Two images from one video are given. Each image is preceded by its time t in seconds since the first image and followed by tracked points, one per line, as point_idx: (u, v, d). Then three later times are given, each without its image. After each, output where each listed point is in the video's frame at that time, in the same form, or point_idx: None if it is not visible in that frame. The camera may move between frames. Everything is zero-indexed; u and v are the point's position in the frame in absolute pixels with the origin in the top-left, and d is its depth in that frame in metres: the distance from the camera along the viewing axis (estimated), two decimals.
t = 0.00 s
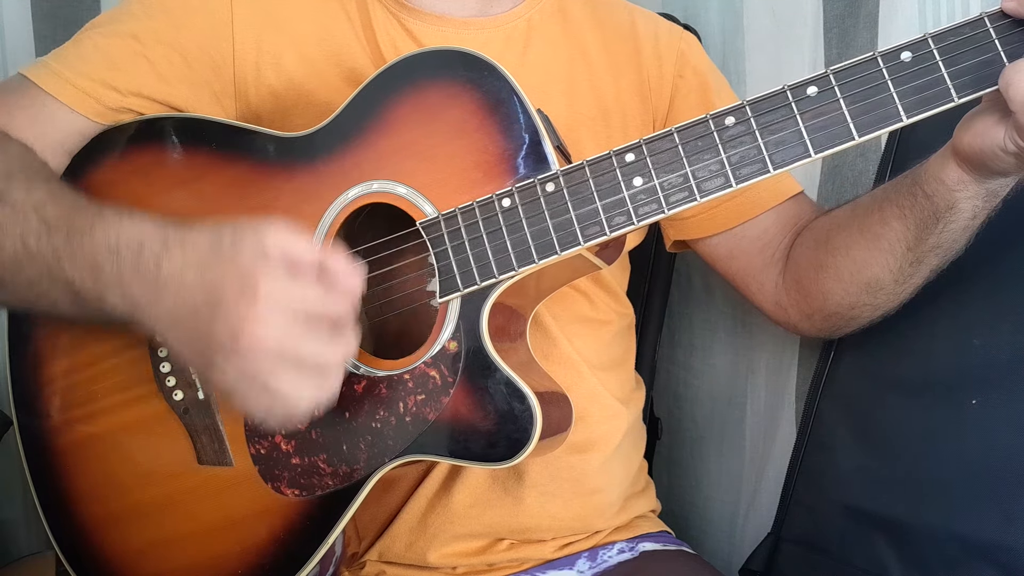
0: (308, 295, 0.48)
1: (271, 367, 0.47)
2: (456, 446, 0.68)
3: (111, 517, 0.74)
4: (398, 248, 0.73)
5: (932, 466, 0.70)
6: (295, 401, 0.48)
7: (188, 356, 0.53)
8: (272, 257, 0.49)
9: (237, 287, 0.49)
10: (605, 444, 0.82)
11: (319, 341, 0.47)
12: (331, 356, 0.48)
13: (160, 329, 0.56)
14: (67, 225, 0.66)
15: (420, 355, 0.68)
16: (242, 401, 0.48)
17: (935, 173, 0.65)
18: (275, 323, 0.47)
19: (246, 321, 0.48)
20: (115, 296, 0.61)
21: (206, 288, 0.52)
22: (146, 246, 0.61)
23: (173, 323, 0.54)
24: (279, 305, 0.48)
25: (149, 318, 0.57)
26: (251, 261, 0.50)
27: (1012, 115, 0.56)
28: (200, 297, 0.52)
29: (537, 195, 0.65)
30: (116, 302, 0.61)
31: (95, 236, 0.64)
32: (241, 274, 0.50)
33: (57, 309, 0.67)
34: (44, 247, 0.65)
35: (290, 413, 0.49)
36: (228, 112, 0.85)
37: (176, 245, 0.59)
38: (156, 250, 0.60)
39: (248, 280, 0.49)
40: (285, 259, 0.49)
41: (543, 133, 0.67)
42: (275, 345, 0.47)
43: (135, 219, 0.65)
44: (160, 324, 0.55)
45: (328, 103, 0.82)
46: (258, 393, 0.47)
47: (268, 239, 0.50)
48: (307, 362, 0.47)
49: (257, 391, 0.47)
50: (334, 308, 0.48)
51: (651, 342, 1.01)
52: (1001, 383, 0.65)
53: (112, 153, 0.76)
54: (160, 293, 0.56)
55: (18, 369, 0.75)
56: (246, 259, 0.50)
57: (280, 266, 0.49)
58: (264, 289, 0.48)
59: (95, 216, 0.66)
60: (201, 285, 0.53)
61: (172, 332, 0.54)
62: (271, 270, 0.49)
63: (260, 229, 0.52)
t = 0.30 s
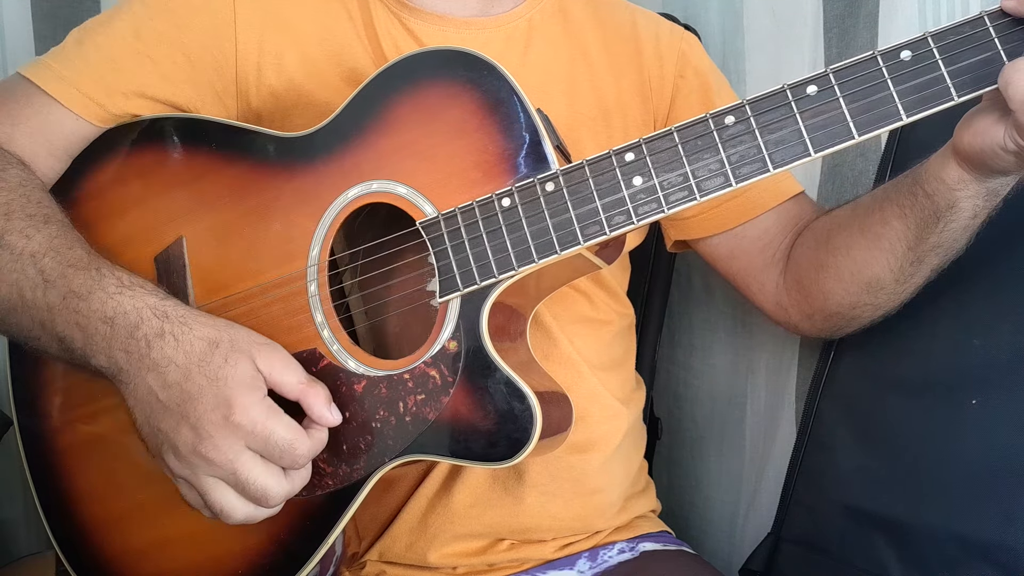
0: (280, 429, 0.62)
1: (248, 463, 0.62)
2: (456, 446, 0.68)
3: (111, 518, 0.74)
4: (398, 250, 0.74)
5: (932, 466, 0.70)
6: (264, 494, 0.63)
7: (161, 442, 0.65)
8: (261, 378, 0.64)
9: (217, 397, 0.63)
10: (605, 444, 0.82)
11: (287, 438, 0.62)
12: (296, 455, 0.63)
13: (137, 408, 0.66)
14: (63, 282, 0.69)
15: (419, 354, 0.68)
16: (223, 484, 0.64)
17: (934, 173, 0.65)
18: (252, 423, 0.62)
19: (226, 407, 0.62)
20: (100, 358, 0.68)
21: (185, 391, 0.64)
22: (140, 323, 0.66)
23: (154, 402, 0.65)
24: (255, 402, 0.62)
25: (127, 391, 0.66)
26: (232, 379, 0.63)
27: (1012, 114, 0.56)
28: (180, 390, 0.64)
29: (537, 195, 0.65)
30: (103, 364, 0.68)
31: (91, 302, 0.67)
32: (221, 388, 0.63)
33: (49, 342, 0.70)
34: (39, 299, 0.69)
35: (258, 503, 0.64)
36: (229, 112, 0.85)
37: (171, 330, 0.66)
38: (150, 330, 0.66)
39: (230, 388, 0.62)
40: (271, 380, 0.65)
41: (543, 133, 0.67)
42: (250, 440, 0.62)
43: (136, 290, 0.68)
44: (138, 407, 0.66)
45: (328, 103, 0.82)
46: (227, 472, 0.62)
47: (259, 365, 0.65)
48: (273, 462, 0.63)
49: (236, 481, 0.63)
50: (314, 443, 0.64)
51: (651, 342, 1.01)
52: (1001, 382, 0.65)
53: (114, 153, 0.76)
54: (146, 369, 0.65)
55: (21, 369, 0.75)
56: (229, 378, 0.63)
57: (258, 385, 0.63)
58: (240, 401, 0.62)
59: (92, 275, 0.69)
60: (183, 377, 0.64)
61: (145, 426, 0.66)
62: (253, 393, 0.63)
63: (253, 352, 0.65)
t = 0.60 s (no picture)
0: (279, 432, 0.62)
1: (245, 464, 0.62)
2: (455, 446, 0.68)
3: (111, 518, 0.74)
4: (396, 250, 0.74)
5: (932, 466, 0.69)
6: (261, 496, 0.63)
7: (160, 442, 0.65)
8: (259, 381, 0.64)
9: (216, 398, 0.62)
10: (605, 444, 0.82)
11: (285, 441, 0.62)
12: (293, 457, 0.63)
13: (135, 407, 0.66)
14: (62, 283, 0.69)
15: (418, 354, 0.68)
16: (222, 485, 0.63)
17: (933, 172, 0.65)
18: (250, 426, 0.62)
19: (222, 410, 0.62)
20: (98, 359, 0.67)
21: (184, 392, 0.64)
22: (139, 324, 0.66)
23: (151, 403, 0.65)
24: (252, 404, 0.62)
25: (126, 391, 0.66)
26: (231, 381, 0.63)
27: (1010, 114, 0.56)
28: (180, 391, 0.64)
29: (535, 195, 0.65)
30: (101, 365, 0.67)
31: (90, 302, 0.67)
32: (220, 389, 0.63)
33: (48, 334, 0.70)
34: (38, 300, 0.69)
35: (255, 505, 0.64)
36: (228, 111, 0.85)
37: (169, 330, 0.66)
38: (149, 332, 0.66)
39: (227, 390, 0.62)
40: (270, 383, 0.65)
41: (542, 134, 0.67)
42: (247, 443, 0.62)
43: (135, 290, 0.68)
44: (135, 407, 0.66)
45: (328, 104, 0.82)
46: (225, 473, 0.62)
47: (257, 368, 0.65)
48: (270, 464, 0.63)
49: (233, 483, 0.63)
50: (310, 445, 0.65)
51: (651, 342, 1.01)
52: (1001, 383, 0.65)
53: (115, 153, 0.76)
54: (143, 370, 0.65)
55: (21, 370, 0.75)
56: (228, 380, 0.63)
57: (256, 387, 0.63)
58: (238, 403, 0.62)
59: (91, 276, 0.69)
60: (182, 378, 0.64)
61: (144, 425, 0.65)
62: (252, 394, 0.63)
63: (252, 354, 0.65)
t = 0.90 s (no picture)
0: (279, 411, 0.59)
1: (241, 443, 0.58)
2: (455, 444, 0.68)
3: (111, 518, 0.74)
4: (393, 248, 0.74)
5: (932, 465, 0.69)
6: (263, 477, 0.59)
7: (159, 427, 0.62)
8: (261, 362, 0.61)
9: (216, 376, 0.60)
10: (605, 443, 0.82)
11: (285, 421, 0.59)
12: (293, 439, 0.59)
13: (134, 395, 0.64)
14: (61, 272, 0.68)
15: (418, 352, 0.68)
16: (214, 471, 0.59)
17: (932, 169, 0.65)
18: (248, 403, 0.59)
19: (224, 387, 0.60)
20: (99, 344, 0.66)
21: (184, 374, 0.61)
22: (141, 313, 0.65)
23: (149, 390, 0.62)
24: (253, 381, 0.60)
25: (125, 377, 0.64)
26: (234, 361, 0.61)
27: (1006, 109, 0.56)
28: (180, 374, 0.61)
29: (534, 192, 0.65)
30: (101, 352, 0.66)
31: (89, 288, 0.67)
32: (222, 369, 0.60)
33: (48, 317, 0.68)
34: (35, 289, 0.68)
35: (257, 486, 0.60)
36: (227, 111, 0.86)
37: (172, 316, 0.65)
38: (151, 317, 0.65)
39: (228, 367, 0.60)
40: (270, 367, 0.62)
41: (541, 132, 0.68)
42: (242, 420, 0.59)
43: (133, 275, 0.69)
44: (133, 394, 0.64)
45: (328, 104, 0.82)
46: (217, 454, 0.59)
47: (261, 349, 0.62)
48: (271, 446, 0.59)
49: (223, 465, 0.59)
50: (310, 429, 0.61)
51: (651, 342, 1.01)
52: (1001, 381, 0.65)
53: (115, 154, 0.76)
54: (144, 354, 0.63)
55: (21, 371, 0.76)
56: (230, 360, 0.61)
57: (260, 368, 0.61)
58: (240, 383, 0.60)
59: (90, 264, 0.69)
60: (183, 361, 0.62)
61: (143, 411, 0.63)
62: (252, 373, 0.60)
63: (254, 340, 0.63)
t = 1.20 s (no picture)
0: (294, 183, 0.58)
1: (262, 209, 0.57)
2: (455, 445, 0.68)
3: (111, 518, 0.74)
4: (392, 249, 0.74)
5: (932, 465, 0.69)
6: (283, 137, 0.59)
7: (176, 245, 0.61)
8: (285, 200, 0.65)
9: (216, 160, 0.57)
10: (604, 443, 0.82)
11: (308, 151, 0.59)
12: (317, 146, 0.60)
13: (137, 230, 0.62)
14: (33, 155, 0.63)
15: (418, 353, 0.68)
16: (240, 253, 0.59)
17: (932, 171, 0.65)
18: (256, 181, 0.57)
19: (221, 161, 0.57)
20: (80, 202, 0.63)
21: (175, 165, 0.59)
22: (102, 137, 0.63)
23: (150, 198, 0.60)
24: (253, 157, 0.57)
25: (117, 209, 0.61)
26: (220, 144, 0.57)
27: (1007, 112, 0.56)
28: (169, 177, 0.58)
29: (535, 193, 0.64)
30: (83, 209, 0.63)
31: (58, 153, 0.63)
32: (211, 155, 0.57)
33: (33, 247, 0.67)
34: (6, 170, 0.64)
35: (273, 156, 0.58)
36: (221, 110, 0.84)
37: (139, 128, 0.62)
38: (117, 142, 0.62)
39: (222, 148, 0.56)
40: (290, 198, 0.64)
41: (542, 133, 0.67)
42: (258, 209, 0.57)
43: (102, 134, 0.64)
44: (124, 220, 0.62)
45: (327, 104, 0.82)
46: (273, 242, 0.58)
47: (238, 133, 0.58)
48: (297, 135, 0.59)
49: (255, 244, 0.59)
50: (313, 157, 0.60)
51: (651, 342, 1.01)
52: (1001, 382, 0.65)
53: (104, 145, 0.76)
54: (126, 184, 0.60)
55: (19, 371, 0.75)
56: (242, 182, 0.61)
57: (256, 139, 0.57)
58: (237, 139, 0.57)
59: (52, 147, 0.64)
60: (169, 172, 0.59)
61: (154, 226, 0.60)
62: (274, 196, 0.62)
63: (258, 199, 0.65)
